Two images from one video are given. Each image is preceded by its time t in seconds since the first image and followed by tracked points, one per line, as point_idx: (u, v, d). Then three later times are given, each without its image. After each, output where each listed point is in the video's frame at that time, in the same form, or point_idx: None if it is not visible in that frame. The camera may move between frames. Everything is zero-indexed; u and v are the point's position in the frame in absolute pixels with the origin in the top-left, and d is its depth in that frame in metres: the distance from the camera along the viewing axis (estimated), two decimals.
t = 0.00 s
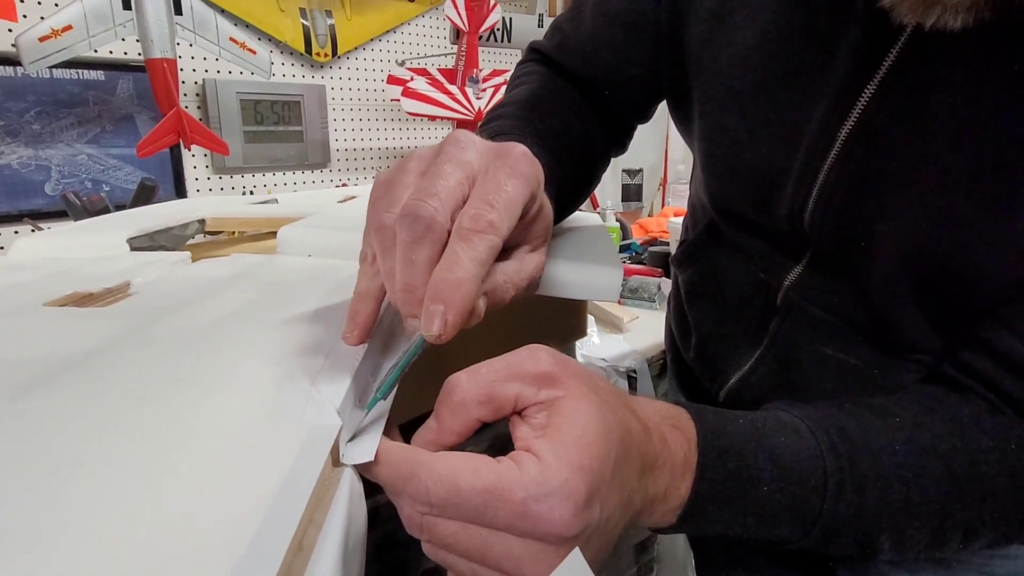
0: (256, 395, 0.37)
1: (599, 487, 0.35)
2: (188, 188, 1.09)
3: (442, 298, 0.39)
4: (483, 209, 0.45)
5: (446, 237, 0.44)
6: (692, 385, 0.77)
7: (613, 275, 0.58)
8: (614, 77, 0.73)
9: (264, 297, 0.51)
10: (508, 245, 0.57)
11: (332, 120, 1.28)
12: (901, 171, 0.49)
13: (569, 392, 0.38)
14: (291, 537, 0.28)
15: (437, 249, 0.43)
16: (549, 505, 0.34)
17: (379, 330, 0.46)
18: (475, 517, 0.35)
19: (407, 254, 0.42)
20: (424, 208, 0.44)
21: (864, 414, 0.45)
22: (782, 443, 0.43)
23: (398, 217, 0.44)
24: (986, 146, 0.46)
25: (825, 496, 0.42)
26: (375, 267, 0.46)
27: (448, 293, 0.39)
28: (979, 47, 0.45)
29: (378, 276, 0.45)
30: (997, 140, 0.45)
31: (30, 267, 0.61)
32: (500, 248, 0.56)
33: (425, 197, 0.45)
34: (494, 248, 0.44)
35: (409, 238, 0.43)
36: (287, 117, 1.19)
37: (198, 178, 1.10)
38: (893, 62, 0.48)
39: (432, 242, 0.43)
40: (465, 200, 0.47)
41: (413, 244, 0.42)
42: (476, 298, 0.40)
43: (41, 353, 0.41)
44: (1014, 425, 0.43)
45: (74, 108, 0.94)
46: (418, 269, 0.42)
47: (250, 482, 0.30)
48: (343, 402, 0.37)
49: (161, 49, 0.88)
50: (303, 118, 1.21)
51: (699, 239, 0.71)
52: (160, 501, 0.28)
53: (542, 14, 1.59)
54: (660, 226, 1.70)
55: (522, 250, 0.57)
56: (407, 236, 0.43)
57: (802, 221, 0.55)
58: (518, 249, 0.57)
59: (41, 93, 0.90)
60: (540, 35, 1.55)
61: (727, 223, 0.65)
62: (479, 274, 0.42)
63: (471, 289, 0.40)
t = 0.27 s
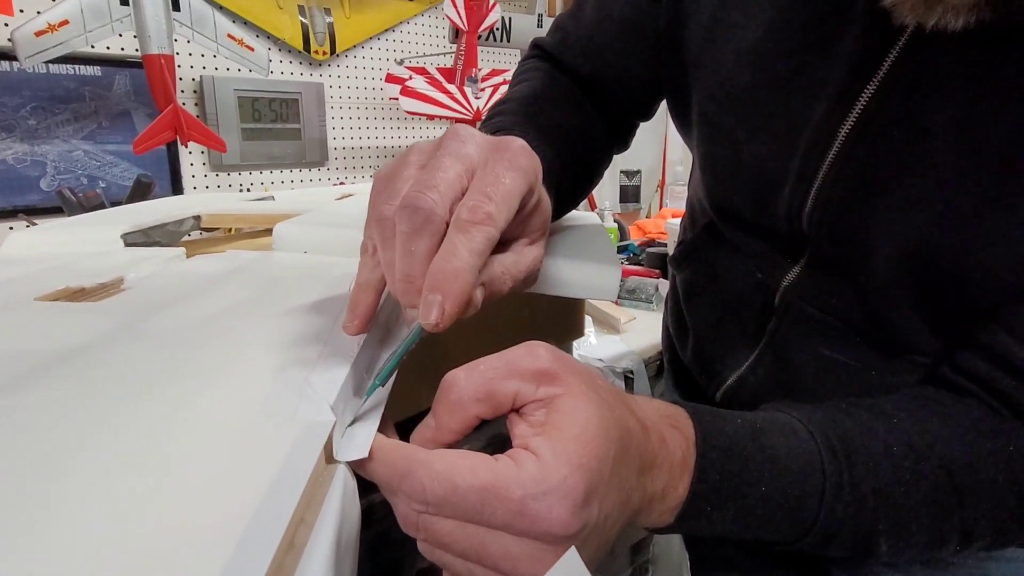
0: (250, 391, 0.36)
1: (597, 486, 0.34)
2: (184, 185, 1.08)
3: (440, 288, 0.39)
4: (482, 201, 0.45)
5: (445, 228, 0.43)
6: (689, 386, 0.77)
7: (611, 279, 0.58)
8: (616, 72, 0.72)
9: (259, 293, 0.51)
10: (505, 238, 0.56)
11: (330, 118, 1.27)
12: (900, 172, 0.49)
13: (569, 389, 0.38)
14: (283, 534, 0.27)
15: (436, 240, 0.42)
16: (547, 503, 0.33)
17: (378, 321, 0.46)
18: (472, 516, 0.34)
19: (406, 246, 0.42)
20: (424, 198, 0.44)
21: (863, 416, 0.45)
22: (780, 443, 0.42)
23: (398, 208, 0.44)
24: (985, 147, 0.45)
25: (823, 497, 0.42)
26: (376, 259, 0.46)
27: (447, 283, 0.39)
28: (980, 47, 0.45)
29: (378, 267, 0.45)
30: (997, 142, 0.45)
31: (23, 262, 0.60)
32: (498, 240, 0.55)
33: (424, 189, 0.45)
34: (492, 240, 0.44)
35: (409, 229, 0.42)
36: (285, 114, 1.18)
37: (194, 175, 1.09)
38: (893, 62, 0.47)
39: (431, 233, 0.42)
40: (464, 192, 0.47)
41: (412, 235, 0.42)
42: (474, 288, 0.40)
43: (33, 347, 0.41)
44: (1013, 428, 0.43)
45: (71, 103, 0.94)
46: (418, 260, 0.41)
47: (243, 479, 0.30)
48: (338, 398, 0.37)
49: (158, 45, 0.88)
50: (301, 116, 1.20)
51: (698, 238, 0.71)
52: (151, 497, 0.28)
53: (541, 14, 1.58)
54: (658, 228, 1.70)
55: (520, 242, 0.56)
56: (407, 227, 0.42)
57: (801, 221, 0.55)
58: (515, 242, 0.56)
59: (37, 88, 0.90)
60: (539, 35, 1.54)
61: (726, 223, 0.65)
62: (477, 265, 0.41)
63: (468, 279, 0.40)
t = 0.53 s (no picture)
0: (252, 387, 0.37)
1: (598, 483, 0.35)
2: (185, 182, 1.09)
3: (445, 280, 0.39)
4: (485, 196, 0.45)
5: (450, 222, 0.44)
6: (688, 385, 0.77)
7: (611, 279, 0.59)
8: (620, 69, 0.73)
9: (261, 289, 0.51)
10: (506, 232, 0.57)
11: (331, 116, 1.27)
12: (898, 174, 0.49)
13: (570, 387, 0.38)
14: (285, 529, 0.28)
15: (441, 234, 0.43)
16: (548, 500, 0.34)
17: (383, 311, 0.48)
18: (474, 513, 0.35)
19: (412, 239, 0.42)
20: (429, 193, 0.44)
21: (859, 416, 0.45)
22: (778, 442, 0.43)
23: (404, 202, 0.44)
24: (982, 150, 0.46)
25: (819, 497, 0.42)
26: (383, 249, 0.47)
27: (452, 276, 0.40)
28: (978, 51, 0.45)
29: (384, 258, 0.46)
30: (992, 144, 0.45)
31: (25, 257, 0.60)
32: (499, 234, 0.56)
33: (429, 183, 0.45)
34: (495, 234, 0.44)
35: (415, 222, 0.43)
36: (285, 112, 1.19)
37: (195, 172, 1.09)
38: (892, 65, 0.48)
39: (436, 226, 0.43)
40: (468, 187, 0.47)
41: (417, 229, 0.43)
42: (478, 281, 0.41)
43: (36, 341, 0.41)
44: (1008, 429, 0.43)
45: (72, 100, 0.94)
46: (424, 253, 0.42)
47: (245, 474, 0.30)
48: (339, 395, 0.37)
49: (159, 41, 0.88)
50: (301, 114, 1.21)
51: (697, 238, 0.72)
52: (153, 492, 0.28)
53: (542, 14, 1.58)
54: (657, 228, 1.70)
55: (521, 236, 0.57)
56: (412, 221, 0.43)
57: (799, 222, 0.55)
58: (516, 236, 0.56)
59: (39, 85, 0.90)
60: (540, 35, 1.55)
61: (725, 222, 0.65)
62: (481, 258, 0.42)
63: (472, 272, 0.41)
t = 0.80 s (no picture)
0: (262, 371, 0.37)
1: (608, 467, 0.35)
2: (192, 173, 1.09)
3: (457, 256, 0.41)
4: (496, 177, 0.48)
5: (462, 202, 0.46)
6: (693, 377, 0.77)
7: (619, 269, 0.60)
8: (628, 56, 0.74)
9: (269, 276, 0.51)
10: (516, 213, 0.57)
11: (337, 108, 1.27)
12: (908, 165, 0.49)
13: (581, 371, 0.38)
14: (295, 512, 0.28)
15: (453, 212, 0.45)
16: (560, 483, 0.34)
17: (396, 291, 0.50)
18: (485, 496, 0.35)
19: (426, 216, 0.44)
20: (443, 173, 0.46)
21: (867, 406, 0.45)
22: (786, 432, 0.43)
23: (419, 182, 0.46)
24: (993, 141, 0.45)
25: (827, 486, 0.42)
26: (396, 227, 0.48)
27: (463, 252, 0.42)
28: (991, 41, 0.45)
29: (399, 235, 0.47)
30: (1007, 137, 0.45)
31: (34, 243, 0.61)
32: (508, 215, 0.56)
33: (443, 164, 0.48)
34: (505, 214, 0.46)
35: (429, 201, 0.45)
36: (292, 103, 1.19)
37: (201, 163, 1.10)
38: (902, 56, 0.48)
39: (449, 206, 0.45)
40: (480, 169, 0.50)
41: (432, 207, 0.45)
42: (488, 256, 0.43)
43: (46, 326, 0.41)
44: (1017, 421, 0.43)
45: (79, 90, 0.94)
46: (437, 229, 0.44)
47: (256, 457, 0.30)
48: (348, 379, 0.38)
49: (165, 32, 0.88)
50: (307, 105, 1.20)
51: (703, 229, 0.71)
52: (166, 472, 0.29)
53: (548, 6, 1.58)
54: (663, 222, 1.69)
55: (529, 218, 0.57)
56: (427, 200, 0.45)
57: (807, 213, 0.55)
58: (526, 218, 0.57)
59: (47, 74, 0.90)
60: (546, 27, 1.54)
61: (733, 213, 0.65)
62: (491, 235, 0.44)
63: (484, 249, 0.43)
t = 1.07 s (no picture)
0: (272, 356, 0.37)
1: (615, 450, 0.35)
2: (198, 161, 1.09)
3: (466, 235, 0.42)
4: (505, 159, 0.48)
5: (472, 183, 0.47)
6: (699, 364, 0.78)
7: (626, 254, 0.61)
8: (636, 37, 0.74)
9: (276, 263, 0.51)
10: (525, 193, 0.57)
11: (343, 96, 1.27)
12: (919, 151, 0.48)
13: (589, 354, 0.38)
14: (303, 494, 0.28)
15: (463, 193, 0.46)
16: (567, 465, 0.34)
17: (404, 272, 0.52)
18: (493, 479, 0.35)
19: (437, 197, 0.45)
20: (454, 155, 0.47)
21: (874, 393, 0.45)
22: (792, 419, 0.43)
23: (431, 163, 0.47)
24: (1007, 127, 0.45)
25: (831, 474, 0.42)
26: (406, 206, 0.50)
27: (472, 232, 0.42)
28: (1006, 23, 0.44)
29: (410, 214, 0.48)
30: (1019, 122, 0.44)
31: (43, 230, 0.61)
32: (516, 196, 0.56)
33: (454, 146, 0.48)
34: (514, 195, 0.47)
35: (441, 182, 0.46)
36: (298, 91, 1.18)
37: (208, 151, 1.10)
38: (914, 37, 0.47)
39: (459, 187, 0.46)
40: (490, 150, 0.50)
41: (443, 188, 0.46)
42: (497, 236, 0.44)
43: (55, 311, 0.41)
44: None
45: (87, 77, 0.94)
46: (447, 210, 0.45)
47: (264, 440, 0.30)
48: (355, 364, 0.38)
49: (172, 19, 0.88)
50: (313, 93, 1.20)
51: (712, 216, 0.71)
52: (175, 456, 0.29)
53: None
54: (670, 211, 1.69)
55: (538, 198, 0.57)
56: (438, 181, 0.46)
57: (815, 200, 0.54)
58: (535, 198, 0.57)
59: (54, 62, 0.90)
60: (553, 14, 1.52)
61: (741, 200, 0.65)
62: (500, 215, 0.45)
63: (492, 229, 0.43)
